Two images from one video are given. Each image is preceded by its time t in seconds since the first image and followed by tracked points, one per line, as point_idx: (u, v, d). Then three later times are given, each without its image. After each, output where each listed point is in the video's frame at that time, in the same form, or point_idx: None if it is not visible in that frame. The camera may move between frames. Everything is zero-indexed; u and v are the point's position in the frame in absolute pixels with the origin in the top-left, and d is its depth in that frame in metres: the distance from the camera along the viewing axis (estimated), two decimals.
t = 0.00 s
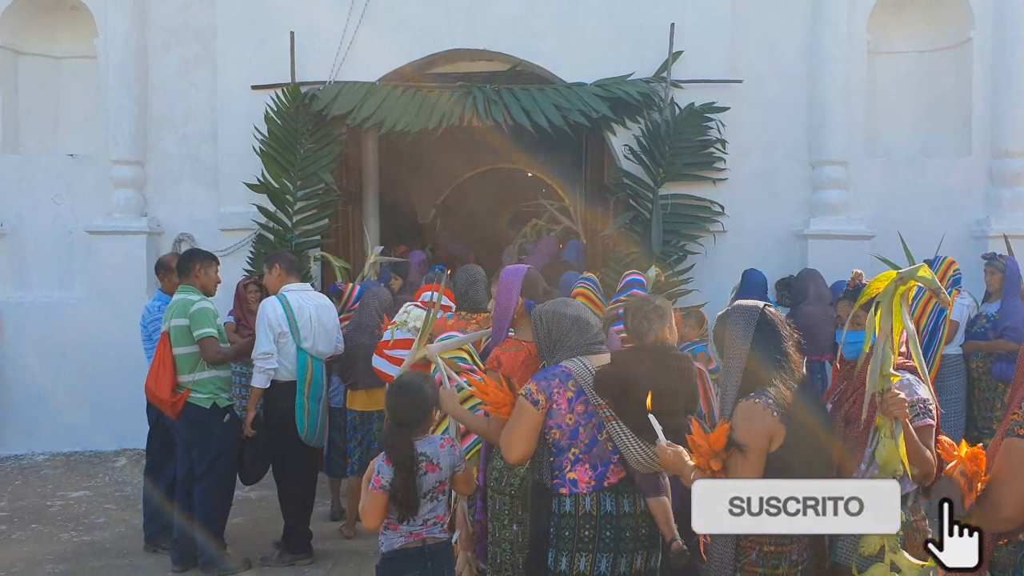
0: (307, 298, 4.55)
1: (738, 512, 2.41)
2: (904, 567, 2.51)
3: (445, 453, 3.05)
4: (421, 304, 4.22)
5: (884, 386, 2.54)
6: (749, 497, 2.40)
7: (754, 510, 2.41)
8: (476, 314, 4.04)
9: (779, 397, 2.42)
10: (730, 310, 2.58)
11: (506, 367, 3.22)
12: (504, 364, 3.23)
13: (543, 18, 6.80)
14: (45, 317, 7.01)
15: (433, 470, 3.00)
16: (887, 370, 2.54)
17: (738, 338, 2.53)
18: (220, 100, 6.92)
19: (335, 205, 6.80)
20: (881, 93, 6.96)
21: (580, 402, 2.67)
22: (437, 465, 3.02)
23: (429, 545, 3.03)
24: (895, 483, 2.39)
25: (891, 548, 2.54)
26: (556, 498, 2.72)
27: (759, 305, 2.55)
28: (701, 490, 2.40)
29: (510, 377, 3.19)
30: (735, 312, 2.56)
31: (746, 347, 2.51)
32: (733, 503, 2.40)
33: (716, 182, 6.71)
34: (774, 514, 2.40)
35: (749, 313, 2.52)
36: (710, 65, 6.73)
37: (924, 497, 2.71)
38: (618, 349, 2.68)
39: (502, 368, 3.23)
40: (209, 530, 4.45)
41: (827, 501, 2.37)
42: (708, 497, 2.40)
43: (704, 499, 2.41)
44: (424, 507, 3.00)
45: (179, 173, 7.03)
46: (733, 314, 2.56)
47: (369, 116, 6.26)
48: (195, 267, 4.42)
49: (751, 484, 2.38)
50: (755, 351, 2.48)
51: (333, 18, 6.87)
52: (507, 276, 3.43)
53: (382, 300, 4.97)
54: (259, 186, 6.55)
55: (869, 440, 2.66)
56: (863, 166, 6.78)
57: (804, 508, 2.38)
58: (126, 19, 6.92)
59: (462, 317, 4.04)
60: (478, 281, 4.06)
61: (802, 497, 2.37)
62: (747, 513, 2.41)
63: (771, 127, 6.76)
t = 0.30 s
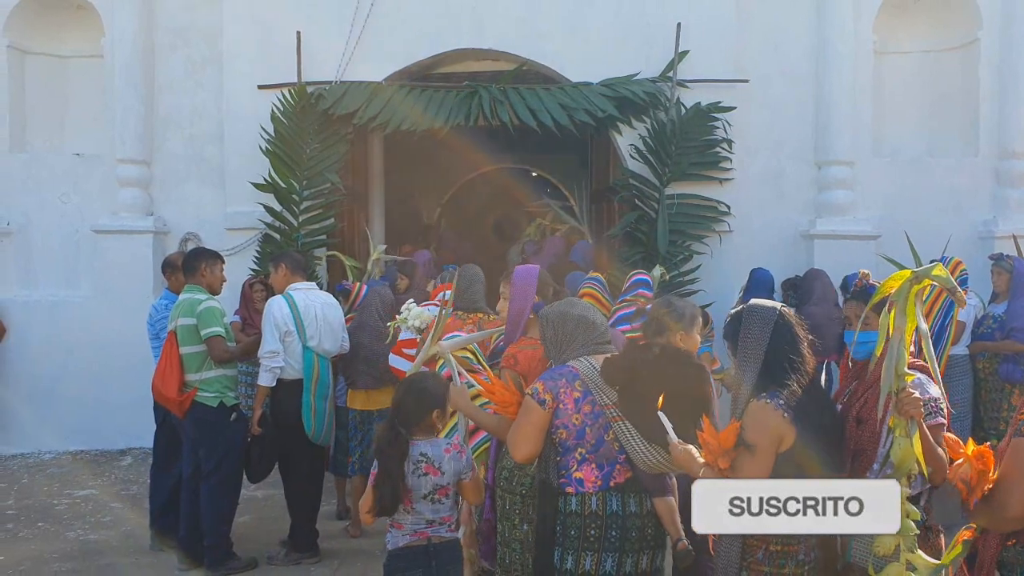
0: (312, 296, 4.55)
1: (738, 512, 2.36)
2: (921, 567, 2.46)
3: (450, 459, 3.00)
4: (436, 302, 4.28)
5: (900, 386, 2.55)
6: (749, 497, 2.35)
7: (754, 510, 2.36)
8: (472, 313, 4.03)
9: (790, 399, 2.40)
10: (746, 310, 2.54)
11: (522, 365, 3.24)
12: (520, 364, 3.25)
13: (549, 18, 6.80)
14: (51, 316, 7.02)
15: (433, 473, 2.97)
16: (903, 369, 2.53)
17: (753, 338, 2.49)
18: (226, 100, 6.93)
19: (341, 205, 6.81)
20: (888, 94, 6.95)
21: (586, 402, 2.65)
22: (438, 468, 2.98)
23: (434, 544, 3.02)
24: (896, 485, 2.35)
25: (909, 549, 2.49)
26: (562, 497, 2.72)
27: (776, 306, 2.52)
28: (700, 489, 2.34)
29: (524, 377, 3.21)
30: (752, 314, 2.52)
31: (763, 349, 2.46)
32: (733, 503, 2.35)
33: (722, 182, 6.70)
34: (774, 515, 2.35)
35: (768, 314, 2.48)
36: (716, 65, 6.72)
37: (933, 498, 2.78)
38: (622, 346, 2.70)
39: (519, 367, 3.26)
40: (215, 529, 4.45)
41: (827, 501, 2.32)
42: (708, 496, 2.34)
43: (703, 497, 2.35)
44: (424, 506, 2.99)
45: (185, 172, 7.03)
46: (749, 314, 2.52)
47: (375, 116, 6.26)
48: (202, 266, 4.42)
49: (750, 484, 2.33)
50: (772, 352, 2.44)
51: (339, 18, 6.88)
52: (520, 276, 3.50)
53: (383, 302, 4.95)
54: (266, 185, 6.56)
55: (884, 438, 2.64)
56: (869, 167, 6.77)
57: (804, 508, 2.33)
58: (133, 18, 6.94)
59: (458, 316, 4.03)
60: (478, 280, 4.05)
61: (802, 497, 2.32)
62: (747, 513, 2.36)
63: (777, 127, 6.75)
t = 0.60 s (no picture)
0: (315, 296, 4.56)
1: (738, 513, 2.35)
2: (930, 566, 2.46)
3: (455, 461, 3.00)
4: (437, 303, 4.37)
5: (910, 385, 2.53)
6: (749, 497, 2.34)
7: (754, 510, 2.35)
8: (464, 312, 3.99)
9: (795, 400, 2.41)
10: (750, 310, 2.52)
11: (534, 364, 3.27)
12: (532, 362, 3.27)
13: (554, 18, 6.79)
14: (57, 315, 7.04)
15: (435, 474, 2.98)
16: (912, 368, 2.53)
17: (758, 338, 2.47)
18: (231, 100, 6.94)
19: (345, 205, 6.81)
20: (892, 94, 6.94)
21: (596, 403, 2.66)
22: (439, 468, 2.98)
23: (434, 543, 3.02)
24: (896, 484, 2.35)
25: (917, 548, 2.49)
26: (571, 498, 2.72)
27: (782, 307, 2.51)
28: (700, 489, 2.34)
29: (535, 376, 3.24)
30: (755, 312, 2.51)
31: (768, 349, 2.45)
32: (733, 503, 2.35)
33: (726, 182, 6.70)
34: (774, 514, 2.35)
35: (773, 315, 2.47)
36: (720, 65, 6.73)
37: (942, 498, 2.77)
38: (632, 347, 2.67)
39: (530, 366, 3.28)
40: (219, 528, 4.45)
41: (828, 501, 2.31)
42: (708, 496, 2.34)
43: (703, 498, 2.35)
44: (425, 506, 2.99)
45: (189, 172, 7.05)
46: (754, 314, 2.50)
47: (379, 116, 6.26)
48: (206, 265, 4.45)
49: (751, 484, 2.33)
50: (777, 351, 2.44)
51: (344, 18, 6.89)
52: (530, 275, 3.53)
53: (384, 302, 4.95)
54: (271, 185, 6.57)
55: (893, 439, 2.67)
56: (874, 167, 6.76)
57: (804, 508, 2.32)
58: (138, 18, 6.95)
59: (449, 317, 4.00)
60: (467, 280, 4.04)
61: (802, 497, 2.31)
62: (747, 513, 2.36)
63: (782, 127, 6.74)
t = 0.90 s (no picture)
0: (317, 296, 4.56)
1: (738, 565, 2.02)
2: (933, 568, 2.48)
3: (459, 462, 3.02)
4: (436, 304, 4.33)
5: (913, 387, 2.55)
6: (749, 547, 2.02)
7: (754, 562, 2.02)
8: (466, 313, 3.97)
9: (799, 401, 2.39)
10: (754, 312, 2.50)
11: (535, 364, 3.27)
12: (534, 362, 3.27)
13: (558, 19, 6.79)
14: (61, 315, 7.05)
15: (440, 475, 2.98)
16: (914, 370, 2.54)
17: (761, 340, 2.45)
18: (235, 100, 6.95)
19: (349, 206, 6.82)
20: (896, 95, 6.93)
21: (603, 404, 2.66)
22: (445, 470, 2.99)
23: (438, 544, 3.02)
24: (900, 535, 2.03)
25: (919, 549, 2.51)
26: (578, 500, 2.71)
27: (786, 308, 2.48)
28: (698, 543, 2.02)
29: (538, 377, 3.24)
30: (758, 314, 2.49)
31: (772, 351, 2.43)
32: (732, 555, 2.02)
33: (730, 183, 6.69)
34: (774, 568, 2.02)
35: (777, 316, 2.45)
36: (724, 66, 6.73)
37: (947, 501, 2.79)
38: (638, 348, 2.68)
39: (532, 366, 3.28)
40: (222, 528, 4.46)
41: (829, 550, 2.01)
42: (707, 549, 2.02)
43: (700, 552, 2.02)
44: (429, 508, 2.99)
45: (193, 172, 7.05)
46: (758, 315, 2.48)
47: (383, 116, 6.25)
48: (208, 266, 4.44)
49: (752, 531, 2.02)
50: (781, 353, 2.42)
51: (348, 18, 6.89)
52: (535, 278, 3.53)
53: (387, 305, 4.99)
54: (275, 185, 6.58)
55: (897, 440, 2.62)
56: (878, 168, 6.75)
57: (805, 559, 2.01)
58: (143, 19, 6.96)
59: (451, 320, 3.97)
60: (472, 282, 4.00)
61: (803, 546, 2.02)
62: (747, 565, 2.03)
63: (786, 128, 6.73)
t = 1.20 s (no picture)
0: (317, 297, 4.56)
1: None
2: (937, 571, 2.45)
3: (462, 457, 3.05)
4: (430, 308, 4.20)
5: (916, 388, 2.54)
6: None
7: None
8: (478, 314, 3.98)
9: (799, 402, 2.38)
10: (756, 313, 2.50)
11: (532, 367, 3.20)
12: (530, 364, 3.21)
13: (560, 19, 6.80)
14: (62, 315, 7.05)
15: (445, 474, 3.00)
16: (917, 372, 2.54)
17: (762, 342, 2.45)
18: (236, 100, 6.95)
19: (350, 206, 6.82)
20: (897, 96, 6.93)
21: (607, 404, 2.66)
22: (453, 469, 3.01)
23: (441, 545, 3.02)
24: None
25: (923, 552, 2.49)
26: (582, 501, 2.72)
27: (789, 310, 2.48)
28: None
29: (535, 379, 3.18)
30: (761, 314, 2.49)
31: (773, 353, 2.43)
32: None
33: (731, 184, 6.69)
34: None
35: (779, 319, 2.45)
36: (726, 66, 6.72)
37: (950, 501, 2.78)
38: (644, 348, 2.69)
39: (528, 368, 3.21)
40: (223, 528, 4.46)
41: None
42: None
43: None
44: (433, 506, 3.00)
45: (195, 172, 7.06)
46: (761, 316, 2.48)
47: (384, 117, 6.25)
48: (208, 266, 4.45)
49: None
50: (783, 355, 2.43)
51: (350, 19, 6.89)
52: (536, 280, 3.50)
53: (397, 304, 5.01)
54: (276, 186, 6.58)
55: (899, 441, 2.70)
56: (880, 169, 6.75)
57: None
58: (144, 19, 6.97)
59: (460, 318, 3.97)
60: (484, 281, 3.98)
61: None
62: None
63: (787, 128, 6.73)
